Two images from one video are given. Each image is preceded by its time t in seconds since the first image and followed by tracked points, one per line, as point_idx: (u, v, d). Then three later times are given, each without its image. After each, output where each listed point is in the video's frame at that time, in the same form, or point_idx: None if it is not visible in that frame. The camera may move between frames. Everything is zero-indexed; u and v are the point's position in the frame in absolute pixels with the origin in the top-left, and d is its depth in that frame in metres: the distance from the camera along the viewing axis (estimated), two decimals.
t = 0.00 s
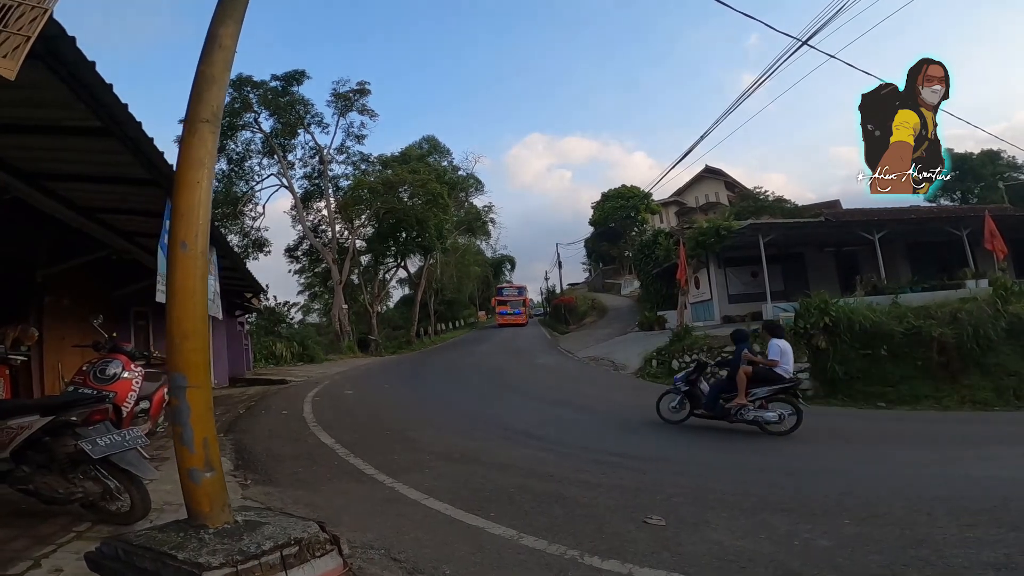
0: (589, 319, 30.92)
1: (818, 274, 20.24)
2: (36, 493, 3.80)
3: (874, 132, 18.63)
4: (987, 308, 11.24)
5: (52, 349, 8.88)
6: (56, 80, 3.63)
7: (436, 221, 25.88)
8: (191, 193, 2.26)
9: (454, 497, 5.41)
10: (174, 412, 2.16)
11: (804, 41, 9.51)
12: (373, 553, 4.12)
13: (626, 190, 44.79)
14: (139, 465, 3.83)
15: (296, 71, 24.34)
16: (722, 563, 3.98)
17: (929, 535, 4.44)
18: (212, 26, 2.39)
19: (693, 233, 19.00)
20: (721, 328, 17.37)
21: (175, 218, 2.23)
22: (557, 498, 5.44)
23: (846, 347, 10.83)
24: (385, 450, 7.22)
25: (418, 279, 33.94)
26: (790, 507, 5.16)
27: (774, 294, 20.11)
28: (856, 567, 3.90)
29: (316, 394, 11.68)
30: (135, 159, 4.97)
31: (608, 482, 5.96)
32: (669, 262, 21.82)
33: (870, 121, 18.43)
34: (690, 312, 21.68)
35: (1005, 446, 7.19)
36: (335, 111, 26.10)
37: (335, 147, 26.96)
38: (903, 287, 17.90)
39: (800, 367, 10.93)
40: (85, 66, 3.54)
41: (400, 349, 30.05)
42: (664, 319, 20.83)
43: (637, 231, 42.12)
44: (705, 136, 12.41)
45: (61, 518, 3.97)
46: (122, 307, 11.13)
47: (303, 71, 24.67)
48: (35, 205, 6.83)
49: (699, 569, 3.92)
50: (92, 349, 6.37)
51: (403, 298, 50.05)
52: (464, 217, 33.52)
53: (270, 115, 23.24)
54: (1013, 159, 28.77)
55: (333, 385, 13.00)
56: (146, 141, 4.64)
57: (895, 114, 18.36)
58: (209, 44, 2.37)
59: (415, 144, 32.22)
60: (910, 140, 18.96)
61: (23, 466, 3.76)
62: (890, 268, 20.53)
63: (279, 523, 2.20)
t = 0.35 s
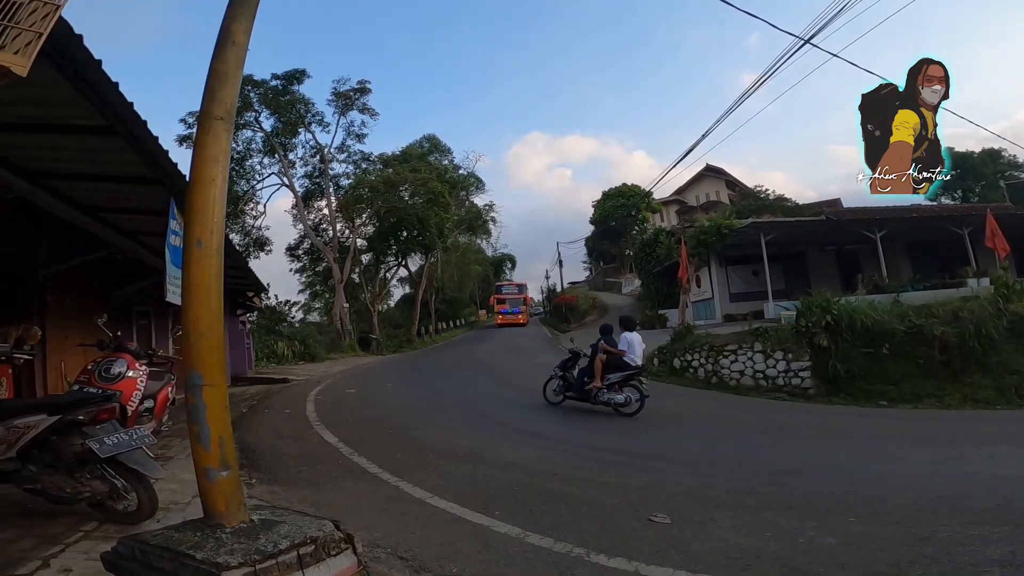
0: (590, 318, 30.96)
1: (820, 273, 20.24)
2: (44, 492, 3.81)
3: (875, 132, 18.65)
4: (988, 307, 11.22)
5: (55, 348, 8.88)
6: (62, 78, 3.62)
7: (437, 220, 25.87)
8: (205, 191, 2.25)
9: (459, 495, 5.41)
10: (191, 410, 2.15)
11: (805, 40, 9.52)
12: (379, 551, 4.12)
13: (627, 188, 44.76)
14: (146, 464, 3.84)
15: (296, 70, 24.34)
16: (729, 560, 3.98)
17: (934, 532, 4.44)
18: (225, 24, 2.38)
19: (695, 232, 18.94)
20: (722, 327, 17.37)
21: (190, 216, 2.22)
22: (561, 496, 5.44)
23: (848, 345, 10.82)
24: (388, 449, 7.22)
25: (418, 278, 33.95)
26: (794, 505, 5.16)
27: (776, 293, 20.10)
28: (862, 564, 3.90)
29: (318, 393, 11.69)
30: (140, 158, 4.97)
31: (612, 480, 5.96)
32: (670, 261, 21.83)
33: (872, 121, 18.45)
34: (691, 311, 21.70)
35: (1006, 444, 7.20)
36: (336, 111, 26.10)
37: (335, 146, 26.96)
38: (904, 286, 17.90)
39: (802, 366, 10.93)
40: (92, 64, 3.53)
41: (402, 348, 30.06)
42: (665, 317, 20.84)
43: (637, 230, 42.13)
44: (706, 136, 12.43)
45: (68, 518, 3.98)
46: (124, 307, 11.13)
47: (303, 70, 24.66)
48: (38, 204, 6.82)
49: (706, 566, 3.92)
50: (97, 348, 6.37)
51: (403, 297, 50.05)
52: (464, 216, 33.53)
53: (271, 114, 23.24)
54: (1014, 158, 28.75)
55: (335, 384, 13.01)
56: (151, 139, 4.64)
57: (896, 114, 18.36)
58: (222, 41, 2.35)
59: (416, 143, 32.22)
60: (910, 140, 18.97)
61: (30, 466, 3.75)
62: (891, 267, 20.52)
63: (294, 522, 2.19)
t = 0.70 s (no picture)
0: (590, 316, 31.00)
1: (821, 272, 20.24)
2: (47, 489, 3.81)
3: (875, 132, 18.65)
4: (989, 306, 11.22)
5: (56, 345, 8.89)
6: (65, 73, 3.60)
7: (438, 218, 25.87)
8: (213, 186, 2.22)
9: (462, 493, 5.42)
10: (198, 406, 2.12)
11: (807, 40, 9.50)
12: (383, 549, 4.12)
13: (628, 187, 44.75)
14: (150, 461, 3.85)
15: (297, 67, 24.33)
16: (732, 558, 3.98)
17: (936, 530, 4.44)
18: (231, 19, 2.36)
19: (696, 229, 18.92)
20: (722, 325, 17.37)
21: (198, 210, 2.19)
22: (563, 493, 5.44)
23: (848, 344, 10.83)
24: (390, 446, 7.22)
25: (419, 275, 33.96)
26: (797, 503, 5.15)
27: (776, 291, 20.10)
28: (864, 561, 3.90)
29: (319, 391, 11.72)
30: (143, 155, 4.97)
31: (613, 478, 5.96)
32: (671, 259, 21.83)
33: (872, 120, 18.46)
34: (691, 309, 21.72)
35: (1007, 443, 7.20)
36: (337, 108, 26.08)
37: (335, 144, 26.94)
38: (905, 285, 17.91)
39: (802, 364, 10.94)
40: (96, 61, 3.52)
41: (402, 345, 30.10)
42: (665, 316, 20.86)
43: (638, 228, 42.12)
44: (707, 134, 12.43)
45: (71, 515, 3.98)
46: (125, 304, 11.13)
47: (304, 67, 24.64)
48: (40, 201, 6.81)
49: (709, 563, 3.93)
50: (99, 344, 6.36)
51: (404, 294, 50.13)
52: (465, 214, 33.54)
53: (271, 112, 23.23)
54: (1016, 157, 28.72)
55: (335, 381, 13.03)
56: (154, 136, 4.63)
57: (895, 114, 18.36)
58: (229, 36, 2.33)
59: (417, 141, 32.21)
60: (910, 139, 18.95)
61: (33, 462, 3.76)
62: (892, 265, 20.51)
63: (301, 518, 2.18)
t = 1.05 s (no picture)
0: (592, 314, 31.02)
1: (823, 271, 20.23)
2: (53, 486, 3.82)
3: (875, 132, 18.64)
4: (991, 306, 11.19)
5: (60, 342, 8.90)
6: (72, 71, 3.60)
7: (440, 216, 25.87)
8: (223, 183, 2.22)
9: (465, 491, 5.43)
10: (208, 403, 2.12)
11: (810, 40, 9.45)
12: (387, 546, 4.13)
13: (629, 185, 44.76)
14: (155, 458, 3.86)
15: (300, 66, 24.35)
16: (734, 557, 3.99)
17: (938, 530, 4.43)
18: (240, 19, 2.37)
19: (698, 228, 18.89)
20: (723, 324, 17.38)
21: (207, 208, 2.19)
22: (566, 492, 5.44)
23: (851, 344, 10.83)
24: (392, 444, 7.22)
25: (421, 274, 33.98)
26: (800, 502, 5.15)
27: (778, 291, 20.09)
28: (867, 561, 3.89)
29: (322, 388, 11.74)
30: (149, 152, 4.99)
31: (616, 477, 5.96)
32: (673, 258, 21.83)
33: (872, 120, 18.46)
34: (693, 308, 21.73)
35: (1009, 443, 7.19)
36: (338, 106, 26.08)
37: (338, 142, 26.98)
38: (907, 285, 17.89)
39: (804, 364, 10.94)
40: (103, 58, 3.52)
41: (404, 343, 30.17)
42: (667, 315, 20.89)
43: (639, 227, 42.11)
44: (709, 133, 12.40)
45: (76, 513, 3.99)
46: (128, 301, 11.15)
47: (306, 66, 24.63)
48: (45, 199, 6.82)
49: (712, 562, 3.93)
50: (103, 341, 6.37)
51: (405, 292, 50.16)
52: (467, 213, 33.55)
53: (273, 110, 23.24)
54: (1019, 157, 28.63)
55: (337, 379, 13.04)
56: (159, 134, 4.64)
57: (896, 114, 18.36)
58: (238, 34, 2.34)
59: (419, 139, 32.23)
60: (910, 140, 18.88)
61: (38, 460, 3.76)
62: (894, 265, 20.47)
63: (310, 516, 2.18)
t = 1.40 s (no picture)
0: (592, 314, 31.03)
1: (824, 271, 20.24)
2: (53, 483, 3.82)
3: (875, 132, 18.61)
4: (993, 307, 11.17)
5: (60, 339, 8.89)
6: (76, 66, 3.59)
7: (440, 214, 25.86)
8: (229, 178, 2.21)
9: (465, 489, 5.42)
10: (212, 399, 2.11)
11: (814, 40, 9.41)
12: (388, 544, 4.13)
13: (631, 185, 44.76)
14: (155, 455, 3.84)
15: (301, 63, 24.33)
16: (735, 556, 3.98)
17: (939, 530, 4.43)
18: (246, 13, 2.35)
19: (699, 228, 18.89)
20: (724, 324, 17.37)
21: (213, 202, 2.18)
22: (567, 491, 5.43)
23: (851, 344, 10.85)
24: (393, 443, 7.21)
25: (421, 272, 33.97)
26: (800, 502, 5.14)
27: (779, 291, 20.08)
28: (868, 561, 3.89)
29: (322, 386, 11.73)
30: (152, 149, 4.98)
31: (617, 476, 5.96)
32: (674, 257, 21.82)
33: (872, 120, 18.44)
34: (693, 308, 21.74)
35: (1010, 444, 7.18)
36: (340, 104, 26.06)
37: (338, 140, 26.97)
38: (908, 286, 17.88)
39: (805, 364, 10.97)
40: (107, 54, 3.51)
41: (404, 341, 30.17)
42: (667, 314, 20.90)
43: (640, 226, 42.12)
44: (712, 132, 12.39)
45: (76, 510, 3.99)
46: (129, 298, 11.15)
47: (308, 63, 24.60)
48: (47, 195, 6.80)
49: (713, 562, 3.92)
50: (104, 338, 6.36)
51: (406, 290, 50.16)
52: (467, 211, 33.55)
53: (275, 107, 23.23)
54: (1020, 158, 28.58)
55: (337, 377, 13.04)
56: (162, 131, 4.64)
57: (896, 114, 18.35)
58: (245, 29, 2.32)
59: (420, 137, 32.21)
60: (911, 140, 18.86)
61: (38, 457, 3.76)
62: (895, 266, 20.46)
63: (313, 514, 2.17)
